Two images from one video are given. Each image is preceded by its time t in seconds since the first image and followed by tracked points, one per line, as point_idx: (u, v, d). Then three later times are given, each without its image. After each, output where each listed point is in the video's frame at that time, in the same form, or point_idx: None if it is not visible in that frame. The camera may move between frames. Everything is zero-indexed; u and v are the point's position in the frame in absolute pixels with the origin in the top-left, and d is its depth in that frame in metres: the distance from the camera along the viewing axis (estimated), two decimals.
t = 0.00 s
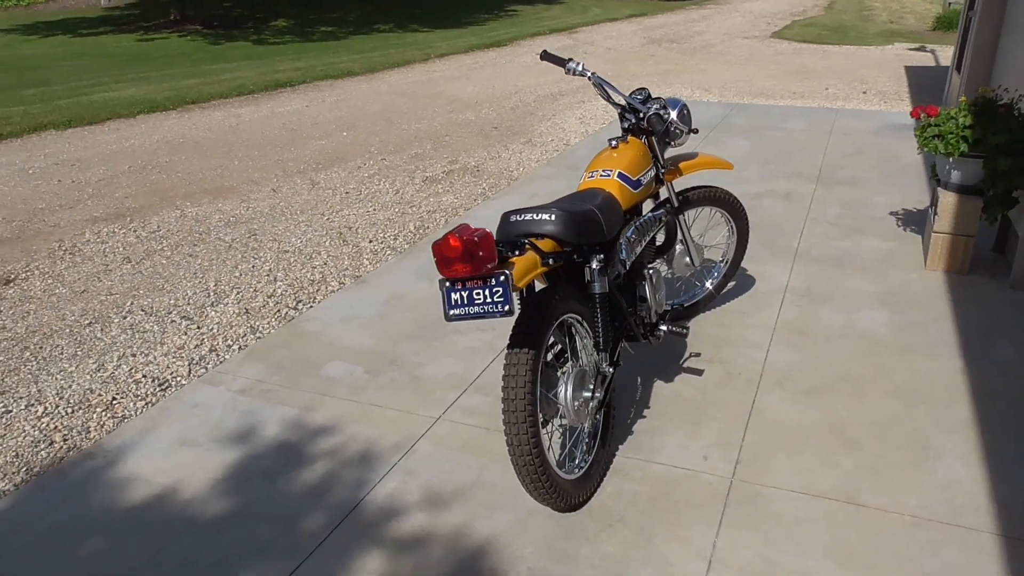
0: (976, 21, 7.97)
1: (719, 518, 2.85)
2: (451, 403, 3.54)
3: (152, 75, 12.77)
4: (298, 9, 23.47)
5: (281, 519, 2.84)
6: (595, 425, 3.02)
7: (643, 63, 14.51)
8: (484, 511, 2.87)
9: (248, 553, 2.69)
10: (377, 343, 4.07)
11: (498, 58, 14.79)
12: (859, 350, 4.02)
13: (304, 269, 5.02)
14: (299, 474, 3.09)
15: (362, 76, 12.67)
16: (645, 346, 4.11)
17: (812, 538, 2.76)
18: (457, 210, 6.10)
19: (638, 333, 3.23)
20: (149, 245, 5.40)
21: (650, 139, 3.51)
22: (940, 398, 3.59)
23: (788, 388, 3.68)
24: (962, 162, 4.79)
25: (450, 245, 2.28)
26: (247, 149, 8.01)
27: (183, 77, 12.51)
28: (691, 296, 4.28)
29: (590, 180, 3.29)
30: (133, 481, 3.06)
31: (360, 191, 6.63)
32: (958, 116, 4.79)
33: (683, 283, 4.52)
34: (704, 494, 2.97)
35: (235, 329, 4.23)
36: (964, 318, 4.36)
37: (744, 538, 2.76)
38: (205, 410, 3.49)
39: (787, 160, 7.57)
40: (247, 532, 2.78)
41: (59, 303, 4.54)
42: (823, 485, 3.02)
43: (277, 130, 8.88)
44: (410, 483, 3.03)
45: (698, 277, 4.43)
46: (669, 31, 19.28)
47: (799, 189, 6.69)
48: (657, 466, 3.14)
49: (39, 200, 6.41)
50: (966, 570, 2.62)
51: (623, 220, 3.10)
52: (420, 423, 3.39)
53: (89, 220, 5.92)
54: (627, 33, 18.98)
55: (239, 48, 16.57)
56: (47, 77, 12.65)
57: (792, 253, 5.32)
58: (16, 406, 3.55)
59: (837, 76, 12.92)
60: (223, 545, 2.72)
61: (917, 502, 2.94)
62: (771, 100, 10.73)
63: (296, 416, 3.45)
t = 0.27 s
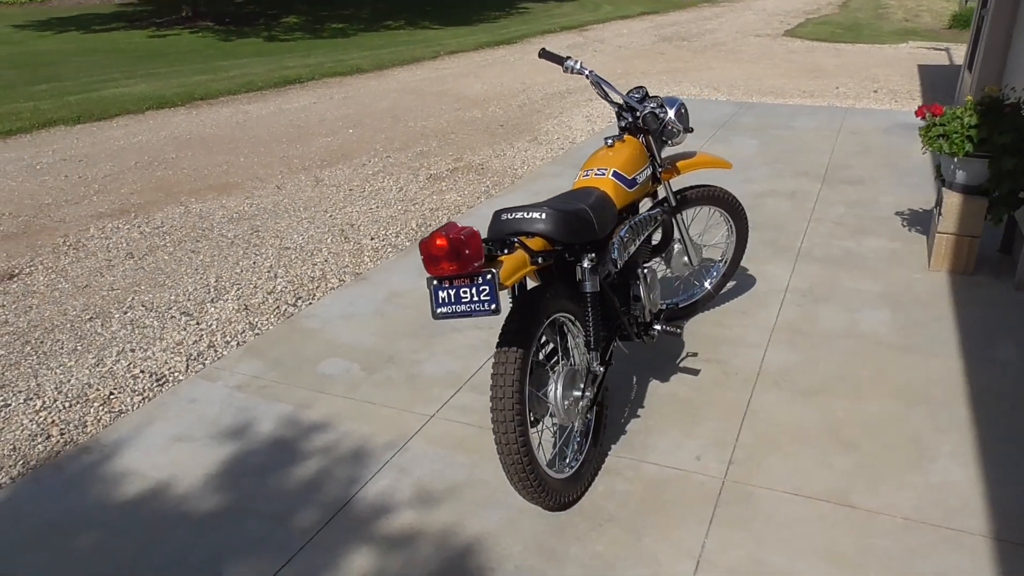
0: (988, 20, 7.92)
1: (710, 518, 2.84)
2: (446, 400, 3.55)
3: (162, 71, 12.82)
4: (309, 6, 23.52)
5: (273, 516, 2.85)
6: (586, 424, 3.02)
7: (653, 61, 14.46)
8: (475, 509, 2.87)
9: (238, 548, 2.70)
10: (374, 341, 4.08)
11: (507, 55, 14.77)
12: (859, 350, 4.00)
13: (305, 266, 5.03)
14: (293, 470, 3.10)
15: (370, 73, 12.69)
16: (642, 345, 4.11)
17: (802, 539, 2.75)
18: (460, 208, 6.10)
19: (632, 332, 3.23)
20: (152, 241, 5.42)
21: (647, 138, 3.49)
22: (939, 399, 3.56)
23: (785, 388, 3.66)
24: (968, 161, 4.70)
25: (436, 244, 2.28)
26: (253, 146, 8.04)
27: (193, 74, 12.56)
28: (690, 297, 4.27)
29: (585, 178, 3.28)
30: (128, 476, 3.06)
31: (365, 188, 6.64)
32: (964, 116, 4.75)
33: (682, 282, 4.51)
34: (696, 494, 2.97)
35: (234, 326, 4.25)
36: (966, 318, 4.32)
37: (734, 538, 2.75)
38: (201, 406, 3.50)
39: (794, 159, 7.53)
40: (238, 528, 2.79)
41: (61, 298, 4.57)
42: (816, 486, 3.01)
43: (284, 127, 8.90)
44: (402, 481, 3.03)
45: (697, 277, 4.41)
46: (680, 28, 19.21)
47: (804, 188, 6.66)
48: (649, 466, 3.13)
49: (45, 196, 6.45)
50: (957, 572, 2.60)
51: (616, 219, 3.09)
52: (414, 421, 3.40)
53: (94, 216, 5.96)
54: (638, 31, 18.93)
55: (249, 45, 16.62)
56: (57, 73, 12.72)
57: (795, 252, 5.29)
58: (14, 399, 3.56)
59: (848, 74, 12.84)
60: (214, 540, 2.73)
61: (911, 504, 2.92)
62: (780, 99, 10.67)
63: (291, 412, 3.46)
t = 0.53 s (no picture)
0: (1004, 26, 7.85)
1: (700, 523, 2.83)
2: (441, 399, 3.54)
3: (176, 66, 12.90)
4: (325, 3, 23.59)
5: (262, 510, 2.85)
6: (578, 426, 3.01)
7: (667, 63, 14.41)
8: (464, 509, 2.87)
9: (226, 542, 2.70)
10: (373, 338, 4.08)
11: (521, 55, 14.76)
12: (860, 357, 3.97)
13: (307, 262, 5.04)
14: (285, 465, 3.10)
15: (383, 71, 12.71)
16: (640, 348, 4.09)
17: (792, 547, 2.72)
18: (465, 207, 6.09)
19: (627, 335, 3.21)
20: (157, 235, 5.45)
21: (647, 141, 3.48)
22: (938, 408, 3.53)
23: (783, 394, 3.63)
24: (976, 169, 4.67)
25: (426, 243, 2.28)
26: (263, 141, 8.07)
27: (207, 69, 12.63)
28: (690, 300, 4.25)
29: (583, 179, 3.26)
30: (121, 467, 3.07)
31: (371, 185, 6.64)
32: (973, 123, 4.69)
33: (684, 286, 4.49)
34: (687, 498, 2.95)
35: (234, 321, 4.26)
36: (970, 327, 4.28)
37: (723, 544, 2.74)
38: (197, 400, 3.51)
39: (804, 164, 7.48)
40: (227, 522, 2.79)
41: (64, 289, 4.59)
42: (809, 493, 2.98)
43: (295, 123, 8.92)
44: (394, 479, 3.03)
45: (698, 281, 4.39)
46: (696, 31, 19.14)
47: (813, 193, 6.61)
48: (641, 469, 3.11)
49: (54, 188, 6.50)
50: None
51: (613, 221, 3.07)
52: (408, 419, 3.40)
53: (101, 208, 6.00)
54: (653, 33, 18.87)
55: (264, 41, 16.70)
56: (73, 66, 12.82)
57: (800, 257, 5.26)
58: (13, 389, 3.58)
59: (863, 79, 12.75)
60: (203, 533, 2.74)
61: (904, 514, 2.89)
62: (793, 103, 10.61)
63: (286, 408, 3.47)
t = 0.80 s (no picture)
0: None
1: (697, 523, 2.81)
2: (442, 396, 3.54)
3: (192, 61, 12.97)
4: None
5: (260, 504, 2.86)
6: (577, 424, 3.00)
7: (683, 61, 14.34)
8: (461, 505, 2.87)
9: (223, 535, 2.72)
10: (376, 334, 4.08)
11: (536, 52, 14.74)
12: (866, 358, 3.93)
13: (314, 257, 5.06)
14: (284, 459, 3.11)
15: (398, 67, 12.73)
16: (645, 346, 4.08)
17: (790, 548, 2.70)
18: (474, 204, 6.09)
19: (628, 333, 3.20)
20: (167, 229, 5.48)
21: (652, 138, 3.46)
22: (944, 411, 3.49)
23: (786, 395, 3.60)
24: (989, 169, 4.61)
25: (421, 238, 2.27)
26: (275, 137, 8.10)
27: (223, 64, 12.69)
28: (695, 299, 4.23)
29: (585, 176, 3.25)
30: (122, 459, 3.09)
31: (381, 182, 6.65)
32: (986, 123, 4.64)
33: (690, 285, 4.46)
34: (685, 498, 2.93)
35: (239, 315, 4.28)
36: (980, 329, 4.23)
37: (720, 545, 2.72)
38: (200, 393, 3.53)
39: (817, 163, 7.42)
40: (225, 514, 2.80)
41: (73, 282, 4.63)
42: (809, 495, 2.96)
43: (308, 119, 8.95)
44: (392, 474, 3.04)
45: (704, 280, 4.37)
46: (713, 29, 19.03)
47: (825, 193, 6.56)
48: (640, 468, 3.10)
49: (67, 181, 6.55)
50: None
51: (614, 219, 3.06)
52: (409, 415, 3.40)
53: (113, 202, 6.04)
54: (670, 31, 18.78)
55: (281, 37, 16.76)
56: (91, 61, 12.92)
57: (809, 257, 5.22)
58: (19, 380, 3.61)
59: (881, 78, 12.63)
60: (200, 525, 2.75)
61: (905, 517, 2.86)
62: (809, 102, 10.52)
63: (288, 402, 3.48)
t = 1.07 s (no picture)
0: None
1: (701, 518, 2.81)
2: (447, 394, 3.55)
3: (204, 64, 13.05)
4: None
5: (266, 503, 2.88)
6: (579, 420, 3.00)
7: (693, 55, 14.27)
8: (465, 503, 2.87)
9: (229, 534, 2.73)
10: (383, 332, 4.10)
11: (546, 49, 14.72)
12: (874, 351, 3.90)
13: (322, 257, 5.08)
14: (290, 459, 3.13)
15: (407, 66, 12.74)
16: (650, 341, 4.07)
17: (795, 543, 2.69)
18: (482, 202, 6.09)
19: (630, 328, 3.20)
20: (176, 231, 5.52)
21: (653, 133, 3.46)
22: (953, 403, 3.46)
23: (793, 388, 3.58)
24: (1000, 159, 4.56)
25: (416, 236, 2.27)
26: (285, 138, 8.14)
27: (234, 67, 12.76)
28: (702, 294, 4.21)
29: (586, 172, 3.25)
30: (130, 460, 3.12)
31: (389, 181, 6.67)
32: (997, 111, 4.55)
33: (696, 280, 4.45)
34: (689, 493, 2.93)
35: (247, 316, 4.31)
36: (991, 321, 4.18)
37: (724, 540, 2.71)
38: (207, 394, 3.56)
39: (828, 155, 7.37)
40: (230, 514, 2.82)
41: (83, 286, 4.67)
42: (814, 489, 2.94)
43: (317, 120, 8.98)
44: (396, 472, 3.05)
45: (710, 274, 4.36)
46: (724, 22, 18.92)
47: (835, 185, 6.51)
48: (645, 464, 3.09)
49: (79, 186, 6.61)
50: None
51: (615, 214, 3.05)
52: (414, 413, 3.41)
53: (124, 205, 6.09)
54: (681, 25, 18.70)
55: (292, 38, 16.83)
56: (104, 66, 13.03)
57: (819, 250, 5.18)
58: (29, 383, 3.64)
59: (894, 69, 12.51)
60: (206, 525, 2.77)
61: (912, 510, 2.84)
62: (821, 94, 10.44)
63: (294, 402, 3.50)
